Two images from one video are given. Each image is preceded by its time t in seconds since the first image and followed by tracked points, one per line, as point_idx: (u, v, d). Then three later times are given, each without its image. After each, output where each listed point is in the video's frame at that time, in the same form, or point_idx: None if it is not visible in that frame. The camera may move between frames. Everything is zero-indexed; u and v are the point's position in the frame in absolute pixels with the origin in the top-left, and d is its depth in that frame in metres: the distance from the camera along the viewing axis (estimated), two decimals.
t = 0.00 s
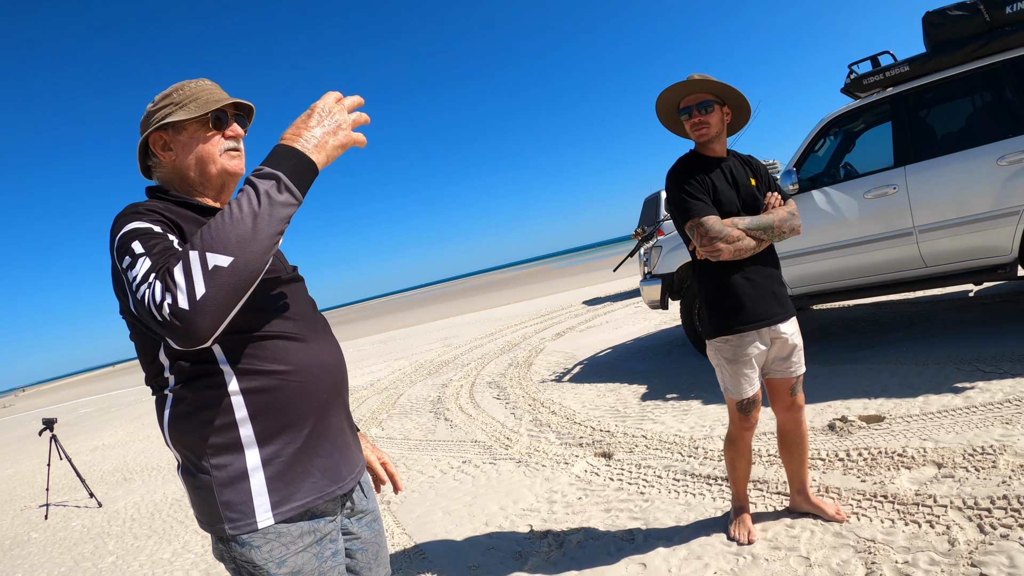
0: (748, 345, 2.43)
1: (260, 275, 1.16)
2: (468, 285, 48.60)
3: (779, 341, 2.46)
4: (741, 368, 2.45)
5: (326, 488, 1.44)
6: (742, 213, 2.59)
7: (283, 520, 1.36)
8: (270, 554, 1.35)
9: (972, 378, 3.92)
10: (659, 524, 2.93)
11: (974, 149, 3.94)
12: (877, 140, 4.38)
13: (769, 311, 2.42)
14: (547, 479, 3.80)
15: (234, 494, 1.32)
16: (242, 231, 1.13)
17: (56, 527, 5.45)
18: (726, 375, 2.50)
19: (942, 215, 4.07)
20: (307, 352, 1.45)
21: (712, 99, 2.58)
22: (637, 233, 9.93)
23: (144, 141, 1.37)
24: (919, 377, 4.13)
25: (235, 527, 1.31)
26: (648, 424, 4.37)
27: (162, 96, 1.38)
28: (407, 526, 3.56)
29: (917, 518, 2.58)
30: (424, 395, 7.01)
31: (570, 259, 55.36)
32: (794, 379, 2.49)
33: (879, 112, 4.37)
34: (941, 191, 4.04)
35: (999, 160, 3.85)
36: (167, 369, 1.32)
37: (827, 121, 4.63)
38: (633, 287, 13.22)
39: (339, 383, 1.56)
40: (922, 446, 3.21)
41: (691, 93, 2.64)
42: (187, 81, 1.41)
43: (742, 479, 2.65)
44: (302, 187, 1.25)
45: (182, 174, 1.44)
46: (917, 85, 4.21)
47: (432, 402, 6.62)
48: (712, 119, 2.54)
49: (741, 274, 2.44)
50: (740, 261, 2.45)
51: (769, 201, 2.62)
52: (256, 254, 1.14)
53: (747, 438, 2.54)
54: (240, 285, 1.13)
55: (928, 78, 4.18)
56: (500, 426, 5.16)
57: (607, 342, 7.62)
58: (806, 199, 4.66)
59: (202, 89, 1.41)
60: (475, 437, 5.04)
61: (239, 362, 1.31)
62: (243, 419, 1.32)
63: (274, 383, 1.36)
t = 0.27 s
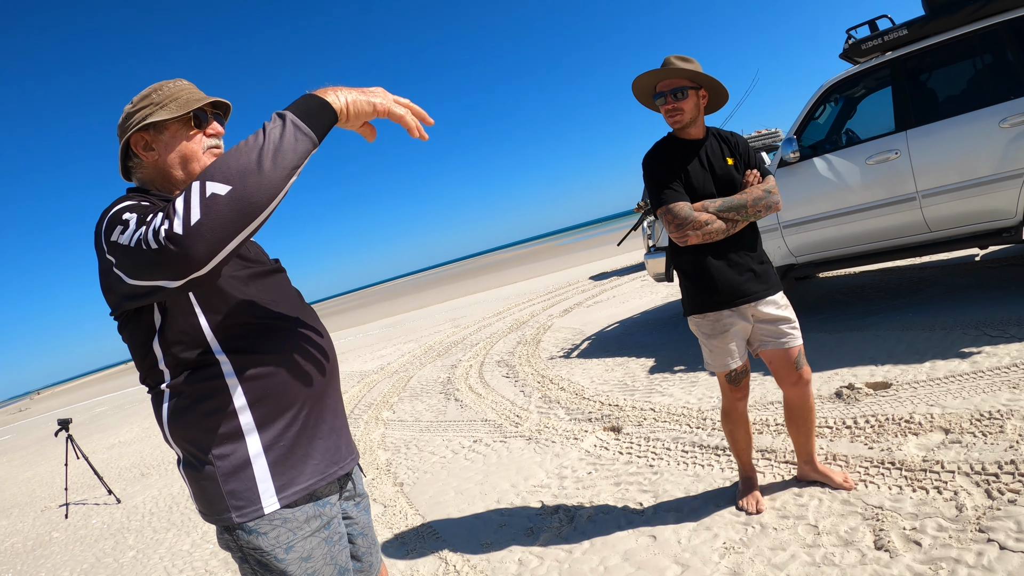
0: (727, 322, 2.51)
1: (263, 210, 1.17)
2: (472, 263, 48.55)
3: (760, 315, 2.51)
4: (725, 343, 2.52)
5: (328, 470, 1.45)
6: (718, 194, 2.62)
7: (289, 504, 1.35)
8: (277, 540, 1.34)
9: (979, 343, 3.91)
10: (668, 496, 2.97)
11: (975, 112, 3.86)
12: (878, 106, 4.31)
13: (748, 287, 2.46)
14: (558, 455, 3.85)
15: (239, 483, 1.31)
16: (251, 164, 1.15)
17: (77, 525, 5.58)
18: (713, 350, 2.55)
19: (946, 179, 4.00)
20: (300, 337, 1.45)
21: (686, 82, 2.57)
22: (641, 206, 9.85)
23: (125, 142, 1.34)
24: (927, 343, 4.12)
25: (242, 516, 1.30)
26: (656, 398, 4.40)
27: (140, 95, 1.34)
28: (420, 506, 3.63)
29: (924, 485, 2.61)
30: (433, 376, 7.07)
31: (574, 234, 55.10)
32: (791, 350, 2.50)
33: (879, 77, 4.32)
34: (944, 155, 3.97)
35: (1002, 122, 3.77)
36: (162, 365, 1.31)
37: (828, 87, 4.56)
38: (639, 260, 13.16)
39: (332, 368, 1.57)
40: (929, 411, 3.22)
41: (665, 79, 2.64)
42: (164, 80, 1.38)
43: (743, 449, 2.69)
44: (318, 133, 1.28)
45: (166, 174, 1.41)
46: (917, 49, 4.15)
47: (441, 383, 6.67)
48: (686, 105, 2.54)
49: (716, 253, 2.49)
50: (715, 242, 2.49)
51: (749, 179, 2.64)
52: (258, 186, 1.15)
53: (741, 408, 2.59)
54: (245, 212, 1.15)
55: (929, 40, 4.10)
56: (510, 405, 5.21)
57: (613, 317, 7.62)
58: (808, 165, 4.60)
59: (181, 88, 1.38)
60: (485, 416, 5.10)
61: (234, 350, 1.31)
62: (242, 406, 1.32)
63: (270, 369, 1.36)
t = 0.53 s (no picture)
0: (720, 320, 2.51)
1: (268, 230, 1.17)
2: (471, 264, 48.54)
3: (752, 314, 2.53)
4: (719, 342, 2.53)
5: (320, 467, 1.46)
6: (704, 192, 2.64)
7: (282, 502, 1.36)
8: (270, 538, 1.35)
9: (976, 342, 3.92)
10: (665, 495, 2.98)
11: (972, 112, 3.87)
12: (875, 105, 4.32)
13: (740, 285, 2.48)
14: (556, 454, 3.85)
15: (232, 481, 1.32)
16: (252, 186, 1.12)
17: (76, 526, 5.58)
18: (707, 350, 2.56)
19: (942, 179, 4.02)
20: (290, 335, 1.46)
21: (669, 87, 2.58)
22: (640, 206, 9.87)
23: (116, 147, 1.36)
24: (924, 342, 4.14)
25: (235, 513, 1.31)
26: (654, 397, 4.41)
27: (131, 102, 1.35)
28: (419, 505, 3.64)
29: (920, 482, 2.62)
30: (432, 376, 7.07)
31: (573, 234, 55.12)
32: (780, 350, 2.54)
33: (877, 77, 4.33)
34: (941, 155, 3.99)
35: (999, 122, 3.77)
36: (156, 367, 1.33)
37: (825, 87, 4.58)
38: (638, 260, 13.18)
39: (323, 365, 1.57)
40: (926, 410, 3.23)
41: (650, 81, 2.66)
42: (155, 87, 1.39)
43: (739, 449, 2.70)
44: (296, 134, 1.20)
45: (155, 180, 1.42)
46: (914, 49, 4.16)
47: (440, 383, 6.68)
48: (671, 107, 2.56)
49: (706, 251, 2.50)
50: (704, 240, 2.50)
51: (733, 176, 2.66)
52: (260, 208, 1.13)
53: (735, 406, 2.61)
54: (254, 237, 1.15)
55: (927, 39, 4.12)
56: (508, 404, 5.22)
57: (612, 316, 7.64)
58: (805, 165, 4.63)
59: (171, 96, 1.39)
60: (484, 415, 5.11)
61: (224, 349, 1.31)
62: (234, 405, 1.32)
63: (261, 367, 1.36)
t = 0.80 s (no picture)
0: (725, 321, 2.57)
1: (218, 229, 1.20)
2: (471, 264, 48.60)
3: (755, 312, 2.58)
4: (724, 342, 2.59)
5: (340, 458, 1.51)
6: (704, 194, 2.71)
7: (304, 492, 1.42)
8: (293, 527, 1.40)
9: (972, 342, 3.99)
10: (666, 491, 3.04)
11: (970, 115, 3.93)
12: (874, 107, 4.39)
13: (743, 284, 2.53)
14: (558, 452, 3.91)
15: (256, 473, 1.36)
16: (202, 183, 1.19)
17: (80, 524, 5.62)
18: (713, 350, 2.61)
19: (939, 181, 4.08)
20: (306, 333, 1.52)
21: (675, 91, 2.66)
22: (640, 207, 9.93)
23: (159, 146, 1.36)
24: (920, 342, 4.20)
25: (260, 505, 1.36)
26: (655, 395, 4.47)
27: (170, 104, 1.39)
28: (424, 502, 3.69)
29: (916, 479, 2.68)
30: (434, 375, 7.13)
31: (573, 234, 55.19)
32: (778, 349, 2.60)
33: (876, 80, 4.39)
34: (938, 157, 4.05)
35: (995, 125, 3.83)
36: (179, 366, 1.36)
37: (825, 89, 4.65)
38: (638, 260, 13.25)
39: (337, 361, 1.64)
40: (922, 408, 3.29)
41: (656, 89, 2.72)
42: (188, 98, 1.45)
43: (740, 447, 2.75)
44: (268, 146, 1.27)
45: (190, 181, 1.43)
46: (912, 52, 4.21)
47: (442, 382, 6.74)
48: (683, 111, 2.64)
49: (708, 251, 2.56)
50: (706, 241, 2.56)
51: (729, 179, 2.75)
52: (211, 206, 1.18)
53: (736, 405, 2.67)
54: (202, 233, 1.18)
55: (925, 42, 4.17)
56: (510, 403, 5.27)
57: (612, 316, 7.70)
58: (804, 168, 4.70)
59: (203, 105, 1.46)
60: (487, 414, 5.16)
61: (246, 346, 1.37)
62: (258, 399, 1.38)
63: (281, 363, 1.42)
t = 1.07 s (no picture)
0: (734, 311, 2.67)
1: (248, 177, 1.31)
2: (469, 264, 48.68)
3: (760, 302, 2.69)
4: (733, 331, 2.69)
5: (380, 429, 1.65)
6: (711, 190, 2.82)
7: (353, 461, 1.54)
8: (343, 495, 1.51)
9: (967, 334, 4.10)
10: (673, 477, 3.15)
11: (966, 114, 4.04)
12: (872, 107, 4.50)
13: (750, 274, 2.65)
14: (566, 442, 4.01)
15: (313, 444, 1.47)
16: (225, 140, 1.31)
17: (90, 518, 5.67)
18: (722, 339, 2.71)
19: (936, 179, 4.20)
20: (348, 315, 1.66)
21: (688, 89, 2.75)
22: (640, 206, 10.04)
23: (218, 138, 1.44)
24: (917, 335, 4.32)
25: (315, 474, 1.46)
26: (659, 388, 4.57)
27: (220, 98, 1.48)
28: (436, 492, 3.78)
29: (914, 463, 2.79)
30: (439, 372, 7.22)
31: (571, 235, 55.35)
32: (780, 337, 2.70)
33: (873, 80, 4.51)
34: (935, 155, 4.16)
35: (990, 124, 3.95)
36: (239, 344, 1.43)
37: (824, 90, 4.77)
38: (637, 259, 13.38)
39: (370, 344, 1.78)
40: (919, 397, 3.41)
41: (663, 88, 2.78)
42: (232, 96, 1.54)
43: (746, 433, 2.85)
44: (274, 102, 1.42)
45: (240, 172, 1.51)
46: (909, 54, 4.33)
47: (447, 378, 6.83)
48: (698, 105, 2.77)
49: (717, 241, 2.66)
50: (716, 233, 2.66)
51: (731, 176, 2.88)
52: (238, 157, 1.30)
53: (742, 391, 2.77)
54: (235, 181, 1.29)
55: (921, 44, 4.30)
56: (516, 397, 5.37)
57: (614, 313, 7.80)
58: (804, 166, 4.81)
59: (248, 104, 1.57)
60: (493, 408, 5.26)
61: (303, 323, 1.50)
62: (314, 372, 1.50)
63: (331, 339, 1.56)
